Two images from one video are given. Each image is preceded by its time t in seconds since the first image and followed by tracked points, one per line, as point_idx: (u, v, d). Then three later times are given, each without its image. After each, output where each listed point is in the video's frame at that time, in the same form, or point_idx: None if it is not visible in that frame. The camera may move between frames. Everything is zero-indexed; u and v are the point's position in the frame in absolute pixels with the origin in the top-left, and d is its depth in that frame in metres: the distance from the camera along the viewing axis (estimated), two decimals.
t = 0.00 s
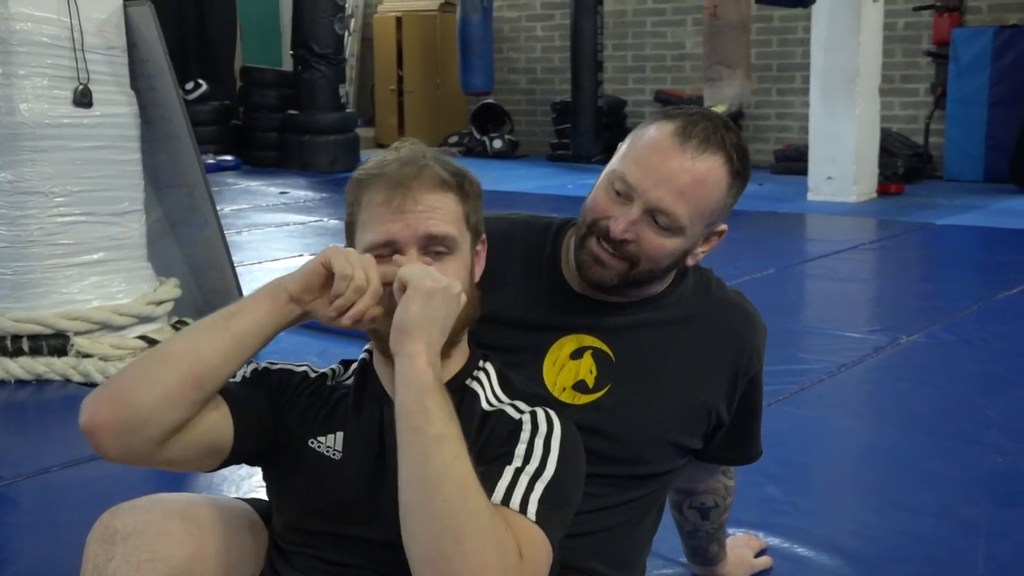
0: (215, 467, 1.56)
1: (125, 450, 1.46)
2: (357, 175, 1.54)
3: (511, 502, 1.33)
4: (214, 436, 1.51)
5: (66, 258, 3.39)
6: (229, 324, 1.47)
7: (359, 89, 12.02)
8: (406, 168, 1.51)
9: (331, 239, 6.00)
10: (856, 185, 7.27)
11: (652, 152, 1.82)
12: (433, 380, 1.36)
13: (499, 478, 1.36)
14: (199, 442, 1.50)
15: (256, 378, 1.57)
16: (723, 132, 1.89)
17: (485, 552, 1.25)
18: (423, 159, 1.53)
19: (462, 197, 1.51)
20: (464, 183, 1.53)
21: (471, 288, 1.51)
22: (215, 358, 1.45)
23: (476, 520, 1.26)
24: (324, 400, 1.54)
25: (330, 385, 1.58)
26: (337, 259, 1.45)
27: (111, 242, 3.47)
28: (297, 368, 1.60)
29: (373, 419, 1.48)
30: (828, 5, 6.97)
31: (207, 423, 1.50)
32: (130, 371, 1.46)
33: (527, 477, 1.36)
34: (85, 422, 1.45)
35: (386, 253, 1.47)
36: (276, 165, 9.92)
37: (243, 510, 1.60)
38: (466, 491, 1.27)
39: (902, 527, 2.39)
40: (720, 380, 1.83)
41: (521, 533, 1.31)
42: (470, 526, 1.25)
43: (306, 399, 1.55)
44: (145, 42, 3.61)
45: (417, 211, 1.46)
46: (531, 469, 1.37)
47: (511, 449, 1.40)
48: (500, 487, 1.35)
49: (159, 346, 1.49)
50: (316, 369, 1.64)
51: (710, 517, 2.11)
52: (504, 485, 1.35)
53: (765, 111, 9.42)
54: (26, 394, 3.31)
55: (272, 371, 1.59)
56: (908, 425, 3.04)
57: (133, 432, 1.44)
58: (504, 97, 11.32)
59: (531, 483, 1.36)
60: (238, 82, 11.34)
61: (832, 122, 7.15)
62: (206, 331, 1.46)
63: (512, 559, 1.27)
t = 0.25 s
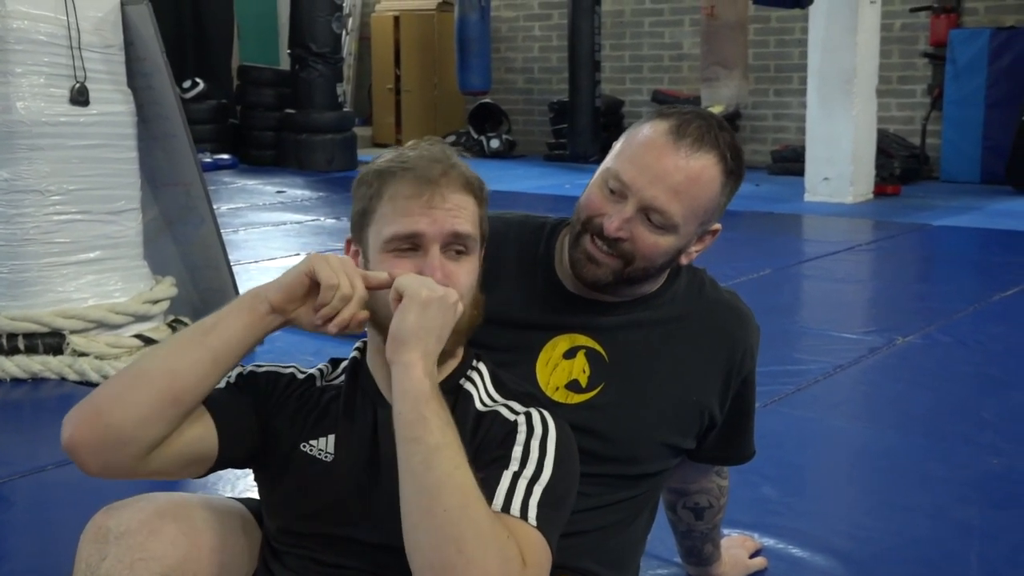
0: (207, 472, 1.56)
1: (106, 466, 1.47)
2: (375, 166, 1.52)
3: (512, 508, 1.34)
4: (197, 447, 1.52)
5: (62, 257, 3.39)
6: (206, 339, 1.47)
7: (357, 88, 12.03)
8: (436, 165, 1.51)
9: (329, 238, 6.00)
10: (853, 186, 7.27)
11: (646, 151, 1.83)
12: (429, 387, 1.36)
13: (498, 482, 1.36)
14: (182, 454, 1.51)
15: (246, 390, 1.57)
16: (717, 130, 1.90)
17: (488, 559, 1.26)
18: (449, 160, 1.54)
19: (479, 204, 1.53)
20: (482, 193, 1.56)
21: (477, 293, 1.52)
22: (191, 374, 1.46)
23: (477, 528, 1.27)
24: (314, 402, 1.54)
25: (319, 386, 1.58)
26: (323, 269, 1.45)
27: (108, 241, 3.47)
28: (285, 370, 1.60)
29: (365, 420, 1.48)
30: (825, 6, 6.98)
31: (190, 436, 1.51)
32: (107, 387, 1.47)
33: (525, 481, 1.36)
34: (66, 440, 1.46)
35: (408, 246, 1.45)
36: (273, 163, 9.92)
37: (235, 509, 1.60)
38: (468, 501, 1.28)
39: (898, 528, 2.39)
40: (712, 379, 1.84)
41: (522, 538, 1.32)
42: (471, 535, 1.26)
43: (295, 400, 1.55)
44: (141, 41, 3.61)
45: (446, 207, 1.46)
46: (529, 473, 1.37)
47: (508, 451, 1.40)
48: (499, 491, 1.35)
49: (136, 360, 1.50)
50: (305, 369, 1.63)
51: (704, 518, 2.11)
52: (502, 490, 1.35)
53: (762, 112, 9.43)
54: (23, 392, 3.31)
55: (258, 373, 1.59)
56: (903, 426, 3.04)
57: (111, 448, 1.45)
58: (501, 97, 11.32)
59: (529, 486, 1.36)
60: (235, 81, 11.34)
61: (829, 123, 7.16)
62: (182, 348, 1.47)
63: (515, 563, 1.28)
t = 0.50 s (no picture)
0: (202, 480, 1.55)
1: (85, 492, 1.49)
2: (386, 166, 1.53)
3: (518, 505, 1.34)
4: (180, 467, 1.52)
5: (58, 260, 3.38)
6: (177, 369, 1.47)
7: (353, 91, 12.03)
8: (449, 170, 1.52)
9: (325, 241, 6.00)
10: (849, 189, 7.28)
11: (642, 154, 1.83)
12: (422, 391, 1.35)
13: (501, 482, 1.36)
14: (167, 474, 1.52)
15: (232, 404, 1.57)
16: (712, 133, 1.90)
17: (498, 556, 1.26)
18: (461, 165, 1.54)
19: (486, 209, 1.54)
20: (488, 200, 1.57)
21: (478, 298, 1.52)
22: (162, 406, 1.46)
23: (485, 527, 1.27)
24: (307, 409, 1.54)
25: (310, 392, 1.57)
26: (298, 294, 1.46)
27: (104, 244, 3.46)
28: (274, 378, 1.60)
29: (361, 425, 1.49)
30: (821, 9, 6.99)
31: (171, 457, 1.51)
32: (83, 415, 1.48)
33: (527, 480, 1.36)
34: (46, 467, 1.49)
35: (417, 249, 1.46)
36: (270, 167, 9.92)
37: (232, 512, 1.60)
38: (471, 499, 1.27)
39: (896, 530, 2.40)
40: (708, 382, 1.84)
41: (529, 535, 1.32)
42: (476, 531, 1.26)
43: (287, 408, 1.55)
44: (137, 44, 3.61)
45: (458, 212, 1.47)
46: (530, 472, 1.37)
47: (508, 451, 1.40)
48: (503, 490, 1.35)
49: (113, 387, 1.50)
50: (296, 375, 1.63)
51: (701, 520, 2.11)
52: (506, 489, 1.35)
53: (758, 115, 9.44)
54: (19, 396, 3.31)
55: (245, 382, 1.59)
56: (899, 428, 3.05)
57: (88, 477, 1.47)
58: (497, 100, 11.33)
59: (532, 484, 1.36)
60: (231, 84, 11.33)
61: (825, 126, 7.17)
62: (153, 376, 1.47)
63: (523, 560, 1.28)
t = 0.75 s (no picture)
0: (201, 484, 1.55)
1: (78, 512, 1.48)
2: (387, 162, 1.56)
3: (521, 512, 1.32)
4: (170, 481, 1.52)
5: (55, 260, 3.38)
6: (165, 391, 1.45)
7: (350, 91, 12.03)
8: (451, 162, 1.54)
9: (323, 241, 6.00)
10: (846, 187, 7.29)
11: (640, 154, 1.83)
12: (417, 403, 1.33)
13: (503, 488, 1.35)
14: (159, 489, 1.51)
15: (223, 413, 1.57)
16: (711, 134, 1.90)
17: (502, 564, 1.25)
18: (462, 158, 1.57)
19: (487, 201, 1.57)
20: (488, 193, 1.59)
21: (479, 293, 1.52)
22: (150, 428, 1.44)
23: (488, 538, 1.25)
24: (301, 412, 1.54)
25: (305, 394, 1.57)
26: (283, 311, 1.44)
27: (102, 244, 3.46)
28: (267, 382, 1.59)
29: (357, 427, 1.49)
30: (818, 7, 7.00)
31: (165, 470, 1.51)
32: (69, 439, 1.46)
33: (529, 484, 1.34)
34: (37, 491, 1.47)
35: (421, 238, 1.46)
36: (267, 167, 9.92)
37: (229, 511, 1.60)
38: (473, 513, 1.26)
39: (894, 528, 2.40)
40: (707, 381, 1.84)
41: (534, 542, 1.31)
42: (481, 545, 1.24)
43: (281, 412, 1.55)
44: (133, 44, 3.61)
45: (460, 202, 1.49)
46: (532, 478, 1.35)
47: (509, 457, 1.38)
48: (506, 495, 1.34)
49: (98, 409, 1.48)
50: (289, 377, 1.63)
51: (699, 519, 2.11)
52: (509, 496, 1.33)
53: (755, 114, 9.44)
54: (16, 396, 3.30)
55: (236, 388, 1.58)
56: (897, 426, 3.05)
57: (80, 500, 1.46)
58: (494, 100, 11.33)
59: (534, 487, 1.34)
60: (228, 84, 11.34)
61: (822, 124, 7.17)
62: (138, 397, 1.45)
63: (527, 564, 1.27)
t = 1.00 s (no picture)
0: (199, 485, 1.56)
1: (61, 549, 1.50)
2: (393, 161, 1.54)
3: (517, 515, 1.32)
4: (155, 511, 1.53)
5: (54, 259, 3.37)
6: (126, 449, 1.44)
7: (349, 90, 12.03)
8: (459, 169, 1.54)
9: (321, 241, 6.00)
10: (844, 188, 7.29)
11: (655, 139, 1.82)
12: (395, 421, 1.33)
13: (498, 489, 1.34)
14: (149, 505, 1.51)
15: (214, 424, 1.56)
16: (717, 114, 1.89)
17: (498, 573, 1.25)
18: (469, 164, 1.56)
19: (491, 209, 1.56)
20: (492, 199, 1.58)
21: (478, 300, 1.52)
22: (119, 481, 1.44)
23: (487, 552, 1.25)
24: (295, 410, 1.53)
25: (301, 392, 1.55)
26: (239, 360, 1.42)
27: (100, 243, 3.46)
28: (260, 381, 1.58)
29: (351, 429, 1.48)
30: (816, 8, 7.00)
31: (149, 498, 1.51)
32: (40, 487, 1.46)
33: (524, 485, 1.34)
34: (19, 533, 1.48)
35: (427, 249, 1.46)
36: (265, 166, 9.91)
37: (226, 511, 1.59)
38: (466, 528, 1.25)
39: (892, 529, 2.40)
40: (709, 384, 1.84)
41: (533, 550, 1.30)
42: (480, 560, 1.24)
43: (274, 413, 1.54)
44: (132, 43, 3.60)
45: (468, 212, 1.49)
46: (527, 478, 1.34)
47: (503, 456, 1.37)
48: (502, 497, 1.33)
49: (66, 455, 1.47)
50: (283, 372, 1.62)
51: (698, 520, 2.11)
52: (505, 499, 1.33)
53: (754, 114, 9.44)
54: (13, 395, 3.29)
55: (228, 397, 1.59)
56: (894, 427, 3.05)
57: (59, 542, 1.48)
58: (493, 100, 11.32)
59: (529, 489, 1.34)
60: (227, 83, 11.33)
61: (821, 124, 7.17)
62: (104, 450, 1.44)
63: (523, 566, 1.27)
